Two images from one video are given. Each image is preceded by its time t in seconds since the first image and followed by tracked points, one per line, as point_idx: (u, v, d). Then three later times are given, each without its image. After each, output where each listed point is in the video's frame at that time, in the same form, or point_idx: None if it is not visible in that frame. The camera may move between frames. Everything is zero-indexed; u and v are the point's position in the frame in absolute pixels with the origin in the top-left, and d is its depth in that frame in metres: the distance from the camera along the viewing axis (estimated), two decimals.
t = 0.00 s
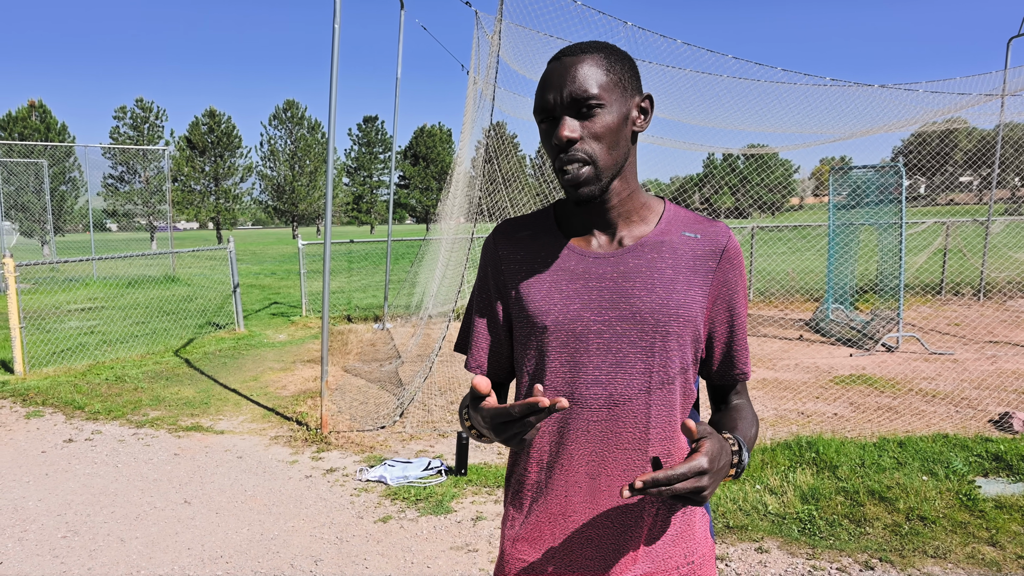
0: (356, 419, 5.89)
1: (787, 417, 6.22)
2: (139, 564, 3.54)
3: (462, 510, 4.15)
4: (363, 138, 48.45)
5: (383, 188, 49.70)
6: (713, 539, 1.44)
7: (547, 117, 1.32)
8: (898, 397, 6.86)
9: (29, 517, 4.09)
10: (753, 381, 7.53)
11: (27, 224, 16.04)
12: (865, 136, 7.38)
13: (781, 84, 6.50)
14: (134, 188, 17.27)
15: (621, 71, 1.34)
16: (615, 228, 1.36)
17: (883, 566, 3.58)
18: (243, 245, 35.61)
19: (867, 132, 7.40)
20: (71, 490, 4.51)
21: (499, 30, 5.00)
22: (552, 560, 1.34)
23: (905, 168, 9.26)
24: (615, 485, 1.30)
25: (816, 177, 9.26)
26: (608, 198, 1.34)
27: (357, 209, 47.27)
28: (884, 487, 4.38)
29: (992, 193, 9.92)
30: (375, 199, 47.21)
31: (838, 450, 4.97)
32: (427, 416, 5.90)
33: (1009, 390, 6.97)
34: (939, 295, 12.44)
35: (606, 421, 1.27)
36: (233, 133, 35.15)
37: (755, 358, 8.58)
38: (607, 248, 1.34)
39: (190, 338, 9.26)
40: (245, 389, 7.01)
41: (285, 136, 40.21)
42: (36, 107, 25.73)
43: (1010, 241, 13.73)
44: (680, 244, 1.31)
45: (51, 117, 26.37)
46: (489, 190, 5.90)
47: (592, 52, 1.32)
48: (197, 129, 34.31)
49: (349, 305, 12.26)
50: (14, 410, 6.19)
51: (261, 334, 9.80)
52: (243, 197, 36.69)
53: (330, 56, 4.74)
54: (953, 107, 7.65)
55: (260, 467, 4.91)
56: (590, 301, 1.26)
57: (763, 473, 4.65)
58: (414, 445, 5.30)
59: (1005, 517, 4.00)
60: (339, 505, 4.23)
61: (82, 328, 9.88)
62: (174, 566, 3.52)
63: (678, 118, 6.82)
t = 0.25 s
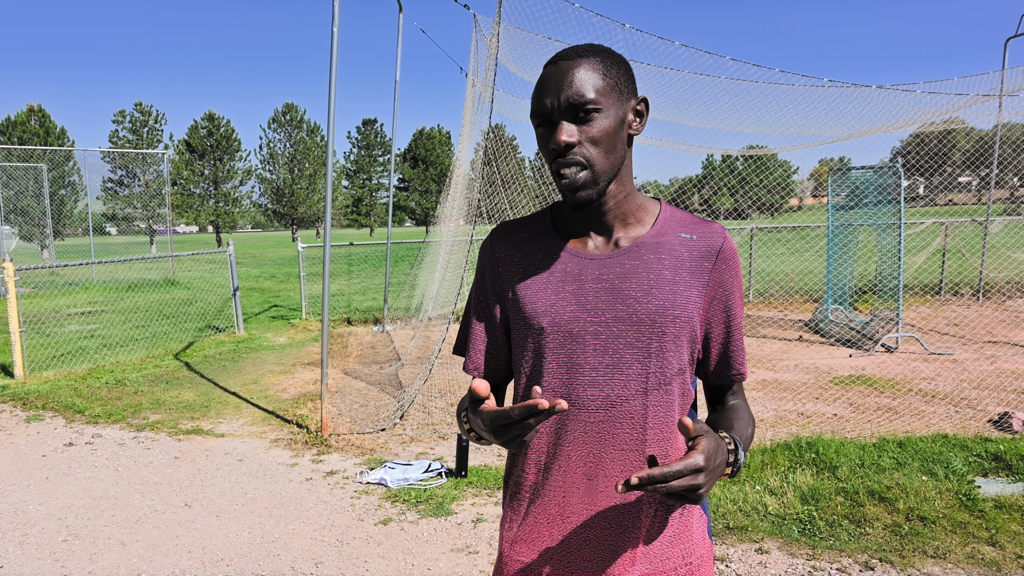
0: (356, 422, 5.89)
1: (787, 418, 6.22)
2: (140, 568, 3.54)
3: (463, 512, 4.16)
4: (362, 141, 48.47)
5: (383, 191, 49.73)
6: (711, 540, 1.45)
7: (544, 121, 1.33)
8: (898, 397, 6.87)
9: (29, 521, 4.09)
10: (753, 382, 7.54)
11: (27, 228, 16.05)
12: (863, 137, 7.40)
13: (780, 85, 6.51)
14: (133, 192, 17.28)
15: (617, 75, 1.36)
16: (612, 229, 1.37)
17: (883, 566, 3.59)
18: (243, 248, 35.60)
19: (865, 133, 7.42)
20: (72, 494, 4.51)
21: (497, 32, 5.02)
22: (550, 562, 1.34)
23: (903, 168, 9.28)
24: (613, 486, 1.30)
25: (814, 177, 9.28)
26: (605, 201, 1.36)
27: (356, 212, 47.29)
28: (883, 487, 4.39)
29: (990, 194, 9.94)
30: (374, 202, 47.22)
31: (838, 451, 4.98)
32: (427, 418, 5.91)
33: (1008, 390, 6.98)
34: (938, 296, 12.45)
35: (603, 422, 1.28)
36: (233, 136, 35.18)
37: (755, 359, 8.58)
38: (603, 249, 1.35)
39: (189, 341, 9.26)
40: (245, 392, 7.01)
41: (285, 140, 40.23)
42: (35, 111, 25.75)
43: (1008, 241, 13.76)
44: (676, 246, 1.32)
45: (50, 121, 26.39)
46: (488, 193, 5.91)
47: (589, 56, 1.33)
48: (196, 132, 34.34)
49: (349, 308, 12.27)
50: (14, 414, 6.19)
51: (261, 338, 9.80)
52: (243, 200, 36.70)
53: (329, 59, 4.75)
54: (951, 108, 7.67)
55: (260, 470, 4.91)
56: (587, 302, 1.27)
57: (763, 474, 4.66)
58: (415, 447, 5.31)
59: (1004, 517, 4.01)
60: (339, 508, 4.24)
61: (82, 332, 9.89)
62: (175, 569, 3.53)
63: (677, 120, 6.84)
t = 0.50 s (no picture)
0: (357, 424, 5.89)
1: (787, 420, 6.22)
2: (140, 570, 3.55)
3: (463, 514, 4.16)
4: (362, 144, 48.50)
5: (383, 194, 49.75)
6: (710, 541, 1.45)
7: (548, 124, 1.33)
8: (898, 399, 6.87)
9: (30, 523, 4.10)
10: (753, 384, 7.54)
11: (27, 231, 16.07)
12: (863, 139, 7.41)
13: (780, 88, 6.52)
14: (134, 194, 17.30)
15: (620, 80, 1.37)
16: (609, 231, 1.38)
17: (883, 568, 3.59)
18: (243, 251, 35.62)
19: (864, 136, 7.43)
20: (72, 496, 4.52)
21: (497, 35, 5.03)
22: (549, 562, 1.35)
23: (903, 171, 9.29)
24: (611, 487, 1.31)
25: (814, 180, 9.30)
26: (604, 204, 1.37)
27: (357, 214, 47.32)
28: (883, 490, 4.39)
29: (990, 196, 9.95)
30: (374, 204, 47.25)
31: (838, 453, 4.98)
32: (427, 421, 5.91)
33: (1008, 392, 6.98)
34: (938, 298, 12.45)
35: (601, 421, 1.29)
36: (233, 139, 35.21)
37: (755, 362, 8.58)
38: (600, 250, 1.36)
39: (190, 343, 9.26)
40: (246, 394, 7.02)
41: (285, 142, 40.28)
42: (36, 114, 25.80)
43: (1008, 243, 13.76)
44: (672, 247, 1.33)
45: (51, 124, 26.42)
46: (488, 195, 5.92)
47: (593, 61, 1.34)
48: (196, 135, 34.38)
49: (349, 310, 12.28)
50: (14, 416, 6.20)
51: (261, 340, 9.80)
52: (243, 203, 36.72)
53: (329, 62, 4.77)
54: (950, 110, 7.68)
55: (260, 472, 4.92)
56: (584, 302, 1.28)
57: (763, 476, 4.66)
58: (415, 449, 5.31)
59: (1004, 519, 4.01)
60: (339, 510, 4.24)
61: (82, 334, 9.90)
62: (175, 571, 3.53)
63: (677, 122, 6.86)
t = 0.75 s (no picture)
0: (356, 426, 5.89)
1: (786, 422, 6.23)
2: (139, 571, 3.55)
3: (462, 516, 4.16)
4: (362, 145, 48.51)
5: (383, 195, 49.75)
6: (709, 543, 1.46)
7: (557, 124, 1.33)
8: (896, 401, 6.88)
9: (29, 525, 4.09)
10: (752, 386, 7.55)
11: (26, 232, 16.07)
12: (862, 141, 7.43)
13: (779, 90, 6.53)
14: (133, 196, 17.30)
15: (626, 83, 1.38)
16: (608, 233, 1.38)
17: (882, 570, 3.59)
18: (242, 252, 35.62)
19: (863, 137, 7.45)
20: (72, 498, 4.52)
21: (497, 37, 5.04)
22: (548, 564, 1.35)
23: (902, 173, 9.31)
24: (609, 488, 1.31)
25: (813, 182, 9.31)
26: (607, 206, 1.37)
27: (356, 216, 47.34)
28: (882, 491, 4.39)
29: (989, 198, 9.97)
30: (374, 206, 47.28)
31: (837, 455, 4.99)
32: (427, 422, 5.91)
33: (1007, 394, 6.98)
34: (937, 300, 12.46)
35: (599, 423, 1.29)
36: (233, 140, 35.23)
37: (754, 363, 8.59)
38: (597, 252, 1.37)
39: (189, 345, 9.27)
40: (245, 396, 7.02)
41: (285, 144, 40.31)
42: (36, 116, 25.83)
43: (1008, 245, 13.78)
44: (670, 249, 1.34)
45: (50, 125, 26.45)
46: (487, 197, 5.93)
47: (601, 62, 1.35)
48: (196, 137, 34.39)
49: (349, 312, 12.28)
50: (14, 418, 6.20)
51: (260, 341, 9.80)
52: (243, 204, 36.73)
53: (329, 64, 4.78)
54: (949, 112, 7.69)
55: (259, 474, 4.92)
56: (582, 303, 1.28)
57: (762, 478, 4.66)
58: (414, 451, 5.31)
59: (1003, 521, 4.01)
60: (338, 512, 4.24)
61: (82, 336, 9.90)
62: (174, 573, 3.53)
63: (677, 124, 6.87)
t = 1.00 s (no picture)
0: (355, 429, 5.89)
1: (785, 426, 6.23)
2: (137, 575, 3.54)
3: (461, 520, 4.15)
4: (362, 149, 48.57)
5: (382, 199, 49.78)
6: (707, 545, 1.46)
7: (564, 128, 1.34)
8: (895, 405, 6.88)
9: (27, 528, 4.09)
10: (751, 390, 7.55)
11: (26, 235, 16.08)
12: (861, 146, 7.45)
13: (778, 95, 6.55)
14: (133, 199, 17.31)
15: (631, 91, 1.40)
16: (606, 237, 1.39)
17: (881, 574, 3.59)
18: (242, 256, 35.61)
19: (862, 142, 7.47)
20: (70, 501, 4.52)
21: (497, 42, 5.06)
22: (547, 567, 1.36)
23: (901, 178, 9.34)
24: (608, 492, 1.32)
25: (812, 186, 9.34)
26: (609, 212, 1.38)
27: (356, 219, 47.37)
28: (881, 496, 4.39)
29: (988, 203, 9.99)
30: (374, 209, 47.31)
31: (836, 459, 4.99)
32: (426, 426, 5.91)
33: (1006, 398, 6.99)
34: (936, 304, 12.48)
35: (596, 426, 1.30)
36: (232, 144, 35.28)
37: (753, 368, 8.60)
38: (596, 257, 1.37)
39: (188, 348, 9.27)
40: (244, 399, 7.02)
41: (285, 147, 40.36)
42: (36, 119, 25.87)
43: (1007, 250, 13.80)
44: (667, 254, 1.35)
45: (50, 128, 26.49)
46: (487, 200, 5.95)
47: (608, 70, 1.37)
48: (195, 140, 34.44)
49: (348, 315, 12.30)
50: (13, 421, 6.20)
51: (259, 344, 9.81)
52: (242, 208, 36.76)
53: (329, 68, 4.80)
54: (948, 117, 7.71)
55: (258, 477, 4.91)
56: (581, 307, 1.29)
57: (762, 482, 4.66)
58: (413, 455, 5.30)
59: (1002, 526, 4.01)
60: (337, 515, 4.24)
61: (80, 339, 9.90)
62: None
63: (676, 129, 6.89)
